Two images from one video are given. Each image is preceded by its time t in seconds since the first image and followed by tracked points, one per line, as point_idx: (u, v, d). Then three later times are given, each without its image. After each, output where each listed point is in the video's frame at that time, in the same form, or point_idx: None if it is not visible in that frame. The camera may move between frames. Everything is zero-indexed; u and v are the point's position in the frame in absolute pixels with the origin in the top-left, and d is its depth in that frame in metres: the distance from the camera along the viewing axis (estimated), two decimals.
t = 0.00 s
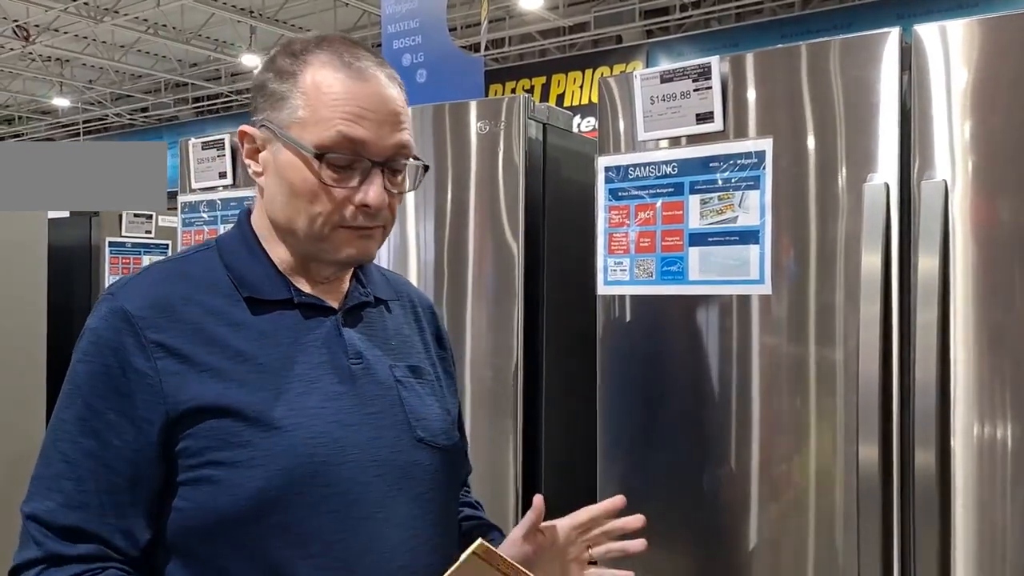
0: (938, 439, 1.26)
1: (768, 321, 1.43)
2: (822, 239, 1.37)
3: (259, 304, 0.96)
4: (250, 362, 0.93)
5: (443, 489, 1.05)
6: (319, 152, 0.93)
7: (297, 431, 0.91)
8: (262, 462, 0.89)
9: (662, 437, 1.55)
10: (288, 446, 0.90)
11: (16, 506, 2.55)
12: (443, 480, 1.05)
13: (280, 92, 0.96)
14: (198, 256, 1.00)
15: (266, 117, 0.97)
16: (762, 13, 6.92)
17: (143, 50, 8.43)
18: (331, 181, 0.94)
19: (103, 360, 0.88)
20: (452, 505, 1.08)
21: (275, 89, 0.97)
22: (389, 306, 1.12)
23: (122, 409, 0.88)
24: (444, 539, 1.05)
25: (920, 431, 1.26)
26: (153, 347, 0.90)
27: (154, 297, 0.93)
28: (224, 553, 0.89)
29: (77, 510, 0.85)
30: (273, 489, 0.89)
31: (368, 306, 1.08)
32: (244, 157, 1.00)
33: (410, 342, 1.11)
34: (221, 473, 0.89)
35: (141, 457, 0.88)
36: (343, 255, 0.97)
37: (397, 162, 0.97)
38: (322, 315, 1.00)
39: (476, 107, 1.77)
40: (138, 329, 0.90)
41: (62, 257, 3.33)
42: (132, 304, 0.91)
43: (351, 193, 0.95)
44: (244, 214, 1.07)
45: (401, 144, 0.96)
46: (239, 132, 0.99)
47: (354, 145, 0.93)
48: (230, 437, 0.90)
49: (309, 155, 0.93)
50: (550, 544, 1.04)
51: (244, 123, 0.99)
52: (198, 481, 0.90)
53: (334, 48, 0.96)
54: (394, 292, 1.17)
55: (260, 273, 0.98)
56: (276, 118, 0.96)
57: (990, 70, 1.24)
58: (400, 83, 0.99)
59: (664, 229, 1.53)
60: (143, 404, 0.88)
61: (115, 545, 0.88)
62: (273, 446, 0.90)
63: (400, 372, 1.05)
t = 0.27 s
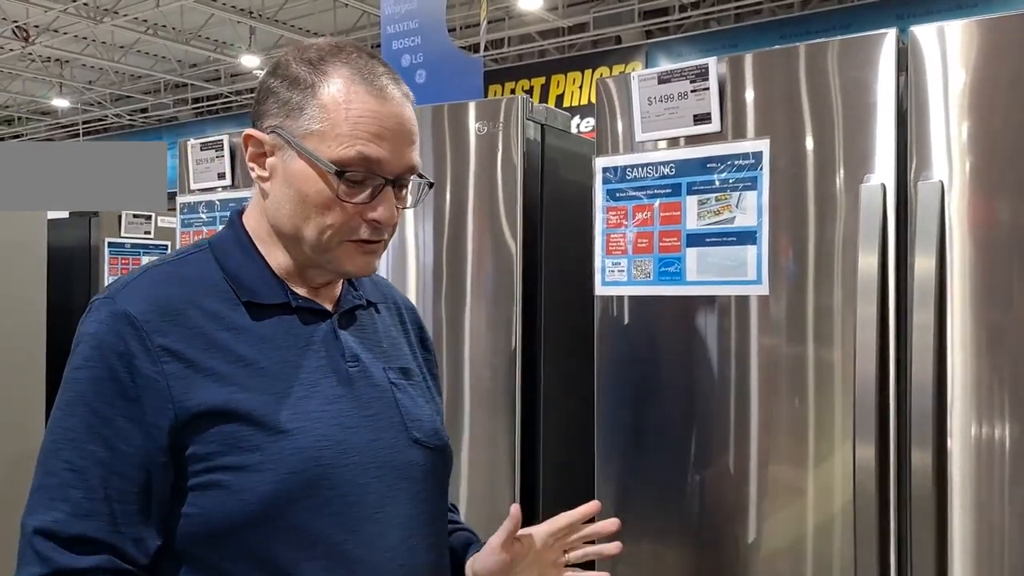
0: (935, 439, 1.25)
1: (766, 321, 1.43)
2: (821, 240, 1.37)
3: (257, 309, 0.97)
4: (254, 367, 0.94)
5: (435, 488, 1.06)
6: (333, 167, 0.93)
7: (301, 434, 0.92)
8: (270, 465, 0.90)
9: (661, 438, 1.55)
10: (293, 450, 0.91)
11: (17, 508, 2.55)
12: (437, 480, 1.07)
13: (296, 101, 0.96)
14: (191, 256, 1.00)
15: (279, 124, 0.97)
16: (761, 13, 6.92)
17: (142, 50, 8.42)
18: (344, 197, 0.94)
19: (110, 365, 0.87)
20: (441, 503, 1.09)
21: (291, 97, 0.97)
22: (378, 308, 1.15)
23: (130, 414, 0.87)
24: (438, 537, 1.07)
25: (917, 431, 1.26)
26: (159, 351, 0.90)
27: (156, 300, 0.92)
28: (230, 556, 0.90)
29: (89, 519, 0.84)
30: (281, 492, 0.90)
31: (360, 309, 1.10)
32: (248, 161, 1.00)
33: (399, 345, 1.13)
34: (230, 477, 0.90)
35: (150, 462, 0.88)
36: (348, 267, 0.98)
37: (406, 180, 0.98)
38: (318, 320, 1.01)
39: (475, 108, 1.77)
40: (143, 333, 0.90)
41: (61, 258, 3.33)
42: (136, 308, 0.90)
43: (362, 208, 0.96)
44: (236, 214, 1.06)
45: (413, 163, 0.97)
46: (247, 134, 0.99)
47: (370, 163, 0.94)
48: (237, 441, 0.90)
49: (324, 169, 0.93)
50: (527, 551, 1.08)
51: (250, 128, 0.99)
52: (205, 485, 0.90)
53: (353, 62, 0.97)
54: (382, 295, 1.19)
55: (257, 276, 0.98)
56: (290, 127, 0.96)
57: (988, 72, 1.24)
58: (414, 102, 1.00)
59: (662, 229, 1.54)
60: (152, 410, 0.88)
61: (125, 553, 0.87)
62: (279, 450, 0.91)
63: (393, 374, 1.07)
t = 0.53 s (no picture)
0: (932, 438, 1.25)
1: (764, 322, 1.44)
2: (819, 241, 1.38)
3: (253, 310, 0.97)
4: (251, 367, 0.94)
5: (429, 487, 1.07)
6: (330, 168, 0.94)
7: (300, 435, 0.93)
8: (270, 467, 0.91)
9: (659, 439, 1.56)
10: (293, 451, 0.92)
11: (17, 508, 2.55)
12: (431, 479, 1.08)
13: (291, 100, 0.96)
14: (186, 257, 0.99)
15: (274, 124, 0.97)
16: (760, 13, 6.92)
17: (141, 51, 8.42)
18: (340, 197, 0.95)
19: (110, 368, 0.87)
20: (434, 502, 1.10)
21: (286, 97, 0.97)
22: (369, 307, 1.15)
23: (130, 416, 0.87)
24: (431, 536, 1.08)
25: (914, 430, 1.26)
26: (159, 354, 0.90)
27: (155, 302, 0.92)
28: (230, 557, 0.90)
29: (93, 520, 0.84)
30: (281, 493, 0.91)
31: (353, 308, 1.11)
32: (241, 162, 1.00)
33: (390, 343, 1.14)
34: (231, 479, 0.90)
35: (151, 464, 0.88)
36: (344, 267, 0.99)
37: (401, 179, 0.99)
38: (313, 321, 1.01)
39: (473, 109, 1.77)
40: (143, 335, 0.89)
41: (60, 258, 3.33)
42: (135, 310, 0.90)
43: (358, 208, 0.96)
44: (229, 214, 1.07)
45: (407, 163, 0.98)
46: (241, 134, 0.99)
47: (366, 164, 0.94)
48: (237, 442, 0.91)
49: (320, 170, 0.94)
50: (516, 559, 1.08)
51: (244, 129, 0.99)
52: (206, 487, 0.90)
53: (348, 61, 0.97)
54: (372, 298, 1.19)
55: (252, 277, 0.98)
56: (285, 127, 0.96)
57: (985, 73, 1.25)
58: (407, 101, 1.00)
59: (660, 230, 1.54)
60: (153, 412, 0.88)
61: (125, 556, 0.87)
62: (279, 451, 0.92)
63: (386, 374, 1.07)
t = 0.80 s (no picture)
0: (929, 437, 1.26)
1: (763, 321, 1.44)
2: (816, 240, 1.38)
3: (242, 311, 0.97)
4: (240, 368, 0.94)
5: (419, 486, 1.09)
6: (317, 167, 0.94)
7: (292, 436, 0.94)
8: (262, 468, 0.92)
9: (656, 438, 1.56)
10: (286, 452, 0.93)
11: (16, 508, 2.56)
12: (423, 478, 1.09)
13: (275, 100, 0.96)
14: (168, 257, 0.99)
15: (259, 125, 0.97)
16: (761, 13, 6.93)
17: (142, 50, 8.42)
18: (327, 196, 0.95)
19: (96, 372, 0.86)
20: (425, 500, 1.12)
21: (269, 96, 0.97)
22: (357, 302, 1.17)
23: (117, 421, 0.87)
24: (422, 534, 1.09)
25: (911, 430, 1.27)
26: (146, 357, 0.89)
27: (141, 304, 0.91)
28: (223, 557, 0.91)
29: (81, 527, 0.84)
30: (275, 494, 0.92)
31: (341, 305, 1.12)
32: (227, 165, 1.00)
33: (379, 338, 1.15)
34: (222, 481, 0.91)
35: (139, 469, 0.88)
36: (333, 265, 0.99)
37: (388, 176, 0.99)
38: (303, 319, 1.02)
39: (473, 109, 1.77)
40: (129, 339, 0.89)
41: (60, 258, 3.33)
42: (121, 313, 0.90)
43: (346, 206, 0.96)
44: (212, 214, 1.07)
45: (393, 158, 0.98)
46: (225, 136, 0.99)
47: (352, 161, 0.94)
48: (228, 443, 0.91)
49: (307, 170, 0.94)
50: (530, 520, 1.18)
51: (229, 132, 0.99)
52: (197, 489, 0.91)
53: (329, 58, 0.97)
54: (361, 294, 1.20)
55: (240, 277, 0.99)
56: (270, 127, 0.96)
57: (984, 72, 1.25)
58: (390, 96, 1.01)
59: (659, 229, 1.54)
60: (139, 417, 0.88)
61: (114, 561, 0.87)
62: (271, 452, 0.93)
63: (377, 370, 1.08)
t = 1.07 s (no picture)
0: (926, 435, 1.26)
1: (763, 319, 1.44)
2: (816, 240, 1.38)
3: (235, 312, 0.97)
4: (234, 370, 0.95)
5: (413, 483, 1.10)
6: (339, 160, 0.98)
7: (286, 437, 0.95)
8: (261, 470, 0.93)
9: (655, 437, 1.57)
10: (287, 453, 0.95)
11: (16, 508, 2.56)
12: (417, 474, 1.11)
13: (280, 105, 0.97)
14: (152, 261, 0.98)
15: (267, 133, 0.97)
16: (761, 12, 6.93)
17: (142, 50, 8.42)
18: (353, 186, 1.00)
19: (90, 384, 0.85)
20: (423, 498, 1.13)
21: (273, 102, 0.97)
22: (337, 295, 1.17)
23: (108, 432, 0.86)
24: (420, 531, 1.11)
25: (909, 429, 1.27)
26: (139, 366, 0.89)
27: (131, 311, 0.91)
28: (224, 558, 0.92)
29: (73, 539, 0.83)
30: (276, 495, 0.93)
31: (326, 299, 1.13)
32: (233, 179, 0.99)
33: (363, 330, 1.16)
34: (221, 485, 0.91)
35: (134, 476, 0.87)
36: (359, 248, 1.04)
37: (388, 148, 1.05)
38: (293, 317, 1.02)
39: (472, 108, 1.78)
40: (123, 348, 0.88)
41: (61, 257, 3.33)
42: (112, 322, 0.89)
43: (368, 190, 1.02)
44: (193, 213, 1.05)
45: (389, 132, 1.04)
46: (230, 151, 0.97)
47: (367, 145, 1.00)
48: (226, 446, 0.92)
49: (330, 164, 0.98)
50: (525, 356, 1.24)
51: (233, 147, 0.97)
52: (195, 495, 0.91)
53: (316, 50, 0.99)
54: (338, 287, 1.20)
55: (230, 277, 0.99)
56: (283, 133, 0.97)
57: (982, 70, 1.25)
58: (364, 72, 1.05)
59: (657, 228, 1.54)
60: (135, 426, 0.87)
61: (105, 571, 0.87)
62: (269, 454, 0.94)
63: (367, 366, 1.09)
